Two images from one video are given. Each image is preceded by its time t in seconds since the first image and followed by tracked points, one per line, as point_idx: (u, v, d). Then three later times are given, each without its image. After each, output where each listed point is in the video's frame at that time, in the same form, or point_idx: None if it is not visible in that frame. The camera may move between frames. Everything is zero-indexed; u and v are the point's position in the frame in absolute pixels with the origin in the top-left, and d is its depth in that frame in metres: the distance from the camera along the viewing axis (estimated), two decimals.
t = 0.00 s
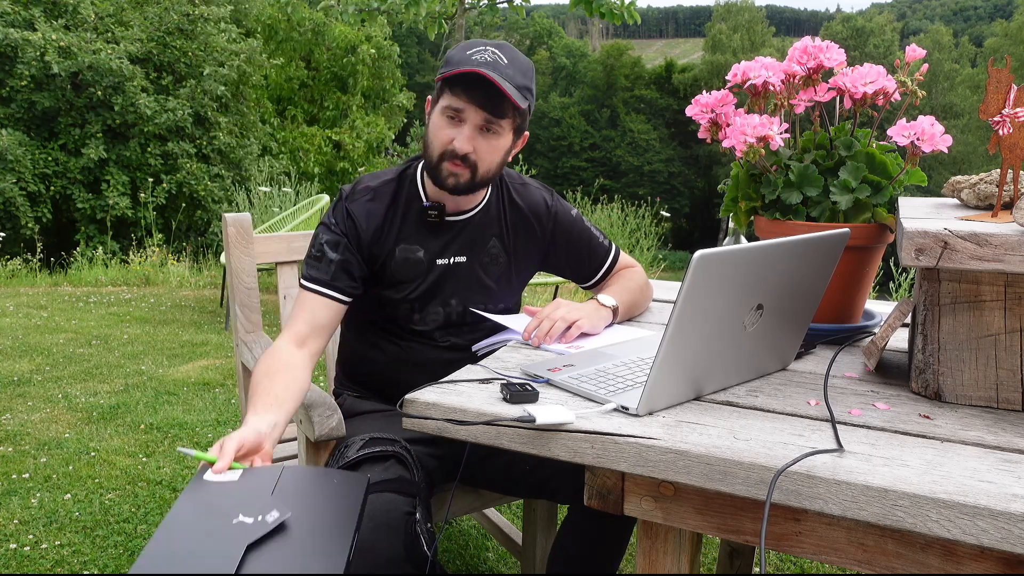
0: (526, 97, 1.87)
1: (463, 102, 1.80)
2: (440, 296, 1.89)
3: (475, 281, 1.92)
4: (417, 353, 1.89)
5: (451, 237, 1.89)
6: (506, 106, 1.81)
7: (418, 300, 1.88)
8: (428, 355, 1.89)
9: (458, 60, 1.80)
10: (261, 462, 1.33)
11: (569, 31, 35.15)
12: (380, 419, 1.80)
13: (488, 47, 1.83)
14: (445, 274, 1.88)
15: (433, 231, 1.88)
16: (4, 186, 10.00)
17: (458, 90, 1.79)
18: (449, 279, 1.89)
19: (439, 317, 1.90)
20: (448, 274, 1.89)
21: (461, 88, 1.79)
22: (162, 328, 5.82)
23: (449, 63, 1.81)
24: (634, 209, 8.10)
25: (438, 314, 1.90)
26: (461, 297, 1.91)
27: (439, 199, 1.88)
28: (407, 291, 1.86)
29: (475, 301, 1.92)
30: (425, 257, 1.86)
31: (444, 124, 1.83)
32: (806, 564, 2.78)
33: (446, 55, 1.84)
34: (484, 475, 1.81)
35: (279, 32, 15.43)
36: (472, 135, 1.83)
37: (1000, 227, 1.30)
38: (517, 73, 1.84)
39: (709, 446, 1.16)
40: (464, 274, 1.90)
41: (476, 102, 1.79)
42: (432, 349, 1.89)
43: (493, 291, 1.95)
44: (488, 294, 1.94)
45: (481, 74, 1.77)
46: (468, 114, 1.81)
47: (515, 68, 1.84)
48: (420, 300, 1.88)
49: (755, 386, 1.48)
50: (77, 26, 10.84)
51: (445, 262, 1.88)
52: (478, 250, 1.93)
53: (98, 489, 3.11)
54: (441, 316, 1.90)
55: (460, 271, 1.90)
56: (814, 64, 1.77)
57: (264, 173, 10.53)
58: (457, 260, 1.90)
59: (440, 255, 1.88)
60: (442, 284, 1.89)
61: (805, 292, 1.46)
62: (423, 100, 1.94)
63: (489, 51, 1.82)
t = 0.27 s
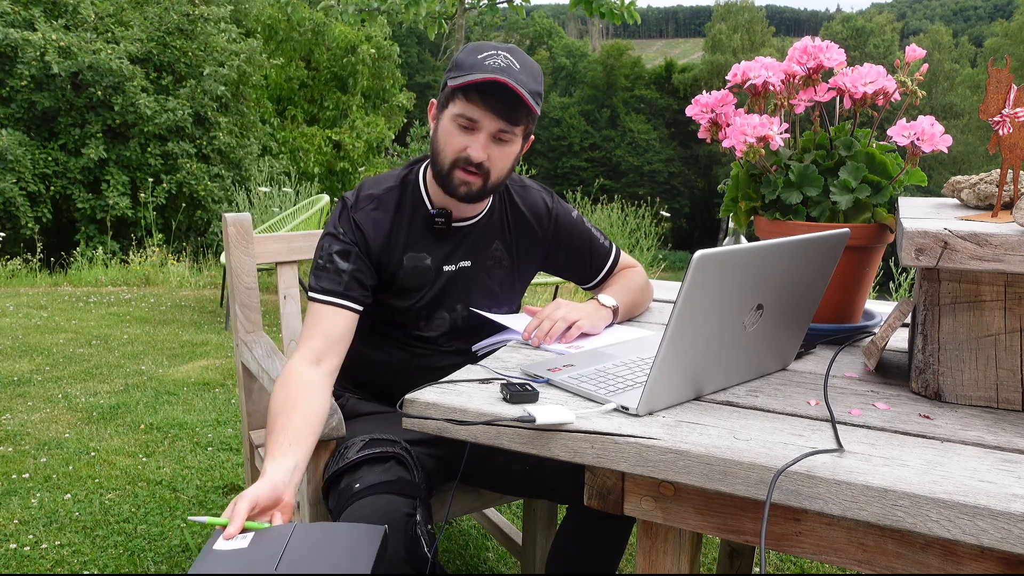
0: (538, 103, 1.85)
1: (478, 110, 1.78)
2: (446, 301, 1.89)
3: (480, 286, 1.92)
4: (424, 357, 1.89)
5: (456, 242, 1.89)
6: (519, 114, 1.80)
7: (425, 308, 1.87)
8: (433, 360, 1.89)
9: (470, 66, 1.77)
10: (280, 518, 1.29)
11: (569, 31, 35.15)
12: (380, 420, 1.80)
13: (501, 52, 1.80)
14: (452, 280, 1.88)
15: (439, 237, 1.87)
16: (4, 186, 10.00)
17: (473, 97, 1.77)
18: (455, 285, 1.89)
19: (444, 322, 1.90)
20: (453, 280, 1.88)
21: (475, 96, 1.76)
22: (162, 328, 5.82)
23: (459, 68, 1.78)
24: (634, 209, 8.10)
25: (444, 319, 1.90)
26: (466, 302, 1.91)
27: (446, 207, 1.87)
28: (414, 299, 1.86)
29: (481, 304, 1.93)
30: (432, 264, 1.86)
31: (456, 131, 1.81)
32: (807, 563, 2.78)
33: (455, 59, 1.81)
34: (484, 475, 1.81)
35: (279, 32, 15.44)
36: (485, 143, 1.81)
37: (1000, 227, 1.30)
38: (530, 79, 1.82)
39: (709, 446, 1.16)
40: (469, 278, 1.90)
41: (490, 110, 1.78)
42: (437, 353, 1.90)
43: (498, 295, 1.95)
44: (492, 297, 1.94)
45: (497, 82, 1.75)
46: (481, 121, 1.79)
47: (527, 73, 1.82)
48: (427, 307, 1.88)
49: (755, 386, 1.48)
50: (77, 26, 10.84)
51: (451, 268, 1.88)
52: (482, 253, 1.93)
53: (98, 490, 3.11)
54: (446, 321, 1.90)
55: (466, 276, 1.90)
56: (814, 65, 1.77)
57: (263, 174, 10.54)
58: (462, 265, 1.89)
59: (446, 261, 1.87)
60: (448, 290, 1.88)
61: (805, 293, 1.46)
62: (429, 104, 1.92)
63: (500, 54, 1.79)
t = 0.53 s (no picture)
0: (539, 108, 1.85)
1: (480, 119, 1.78)
2: (449, 306, 1.89)
3: (481, 288, 1.92)
4: (425, 360, 1.89)
5: (458, 246, 1.89)
6: (521, 120, 1.81)
7: (428, 313, 1.87)
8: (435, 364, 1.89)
9: (468, 73, 1.77)
10: (299, 524, 1.20)
11: (569, 32, 35.15)
12: (379, 421, 1.80)
13: (500, 58, 1.80)
14: (454, 285, 1.88)
15: (441, 242, 1.87)
16: (4, 186, 10.00)
17: (473, 107, 1.77)
18: (458, 290, 1.89)
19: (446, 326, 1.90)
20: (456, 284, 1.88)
21: (476, 106, 1.76)
22: (162, 328, 5.82)
23: (458, 75, 1.78)
24: (634, 209, 8.10)
25: (446, 324, 1.90)
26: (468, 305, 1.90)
27: (448, 212, 1.87)
28: (417, 304, 1.86)
29: (482, 308, 1.93)
30: (435, 269, 1.86)
31: (457, 139, 1.82)
32: (806, 563, 2.78)
33: (452, 66, 1.81)
34: (484, 475, 1.81)
35: (279, 32, 15.44)
36: (489, 152, 1.82)
37: (1000, 227, 1.31)
38: (530, 82, 1.82)
39: (709, 446, 1.16)
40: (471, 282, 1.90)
41: (491, 118, 1.78)
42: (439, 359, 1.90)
43: (500, 298, 1.96)
44: (494, 301, 1.94)
45: (498, 90, 1.76)
46: (484, 130, 1.79)
47: (527, 78, 1.82)
48: (429, 313, 1.88)
49: (755, 386, 1.48)
50: (77, 26, 10.83)
51: (453, 274, 1.88)
52: (483, 256, 1.93)
53: (98, 489, 3.11)
54: (448, 325, 1.90)
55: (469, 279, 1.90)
56: (814, 65, 1.77)
57: (263, 174, 10.55)
58: (464, 269, 1.90)
59: (448, 266, 1.87)
60: (451, 294, 1.88)
61: (804, 297, 1.46)
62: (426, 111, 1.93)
63: (497, 60, 1.79)
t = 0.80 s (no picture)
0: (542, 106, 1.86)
1: (485, 118, 1.78)
2: (450, 305, 1.89)
3: (482, 288, 1.92)
4: (425, 360, 1.89)
5: (460, 246, 1.89)
6: (526, 118, 1.81)
7: (430, 312, 1.87)
8: (436, 364, 1.89)
9: (472, 73, 1.77)
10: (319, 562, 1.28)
11: (569, 32, 35.15)
12: (379, 420, 1.80)
13: (502, 58, 1.81)
14: (455, 284, 1.88)
15: (444, 240, 1.87)
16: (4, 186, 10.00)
17: (479, 107, 1.77)
18: (459, 288, 1.89)
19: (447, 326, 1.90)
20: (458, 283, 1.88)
21: (482, 105, 1.76)
22: (162, 328, 5.82)
23: (461, 74, 1.79)
24: (634, 209, 8.09)
25: (447, 322, 1.90)
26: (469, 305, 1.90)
27: (451, 211, 1.87)
28: (418, 303, 1.86)
29: (482, 307, 1.93)
30: (438, 268, 1.86)
31: (462, 139, 1.81)
32: (807, 563, 2.78)
33: (455, 66, 1.81)
34: (483, 475, 1.81)
35: (279, 32, 15.44)
36: (494, 151, 1.82)
37: (1000, 227, 1.31)
38: (533, 81, 1.83)
39: (709, 446, 1.16)
40: (472, 280, 1.90)
41: (497, 116, 1.78)
42: (440, 359, 1.90)
43: (501, 297, 1.95)
44: (495, 299, 1.94)
45: (504, 89, 1.76)
46: (489, 129, 1.80)
47: (530, 76, 1.82)
48: (431, 311, 1.88)
49: (755, 386, 1.48)
50: (77, 26, 10.83)
51: (454, 272, 1.88)
52: (485, 255, 1.93)
53: (98, 489, 3.11)
54: (449, 324, 1.90)
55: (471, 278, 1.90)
56: (814, 65, 1.77)
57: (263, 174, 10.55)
58: (466, 267, 1.90)
59: (449, 264, 1.87)
60: (452, 293, 1.88)
61: (805, 296, 1.46)
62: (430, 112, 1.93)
63: (501, 59, 1.80)
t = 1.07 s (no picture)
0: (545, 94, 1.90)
1: (501, 110, 1.79)
2: (450, 300, 1.88)
3: (482, 283, 1.92)
4: (424, 356, 1.88)
5: (460, 241, 1.89)
6: (539, 106, 1.84)
7: (429, 307, 1.87)
8: (435, 360, 1.88)
9: (480, 68, 1.79)
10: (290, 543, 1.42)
11: (569, 32, 35.15)
12: (378, 420, 1.80)
13: (503, 50, 1.84)
14: (455, 278, 1.88)
15: (445, 236, 1.88)
16: (4, 186, 10.00)
17: (494, 99, 1.78)
18: (459, 283, 1.89)
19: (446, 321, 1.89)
20: (457, 278, 1.88)
21: (497, 96, 1.77)
22: (162, 328, 5.82)
23: (468, 71, 1.80)
24: (634, 209, 8.09)
25: (447, 318, 1.89)
26: (469, 301, 1.90)
27: (453, 205, 1.87)
28: (417, 297, 1.86)
29: (483, 302, 1.92)
30: (438, 262, 1.86)
31: (477, 133, 1.81)
32: (807, 563, 2.78)
33: (458, 64, 1.82)
34: (483, 475, 1.81)
35: (279, 32, 15.44)
36: (510, 141, 1.83)
37: (1000, 227, 1.30)
38: (535, 70, 1.86)
39: (709, 446, 1.16)
40: (472, 276, 1.90)
41: (513, 106, 1.79)
42: (440, 355, 1.89)
43: (501, 293, 1.95)
44: (495, 294, 1.94)
45: (518, 78, 1.78)
46: (505, 120, 1.81)
47: (531, 66, 1.86)
48: (431, 306, 1.87)
49: (755, 386, 1.48)
50: (77, 26, 10.83)
51: (455, 266, 1.88)
52: (485, 250, 1.93)
53: (98, 489, 3.11)
54: (449, 319, 1.89)
55: (471, 273, 1.90)
56: (815, 64, 1.77)
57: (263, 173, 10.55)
58: (466, 262, 1.89)
59: (450, 259, 1.87)
60: (452, 289, 1.88)
61: (806, 293, 1.47)
62: (429, 113, 1.92)
63: (501, 52, 1.82)
